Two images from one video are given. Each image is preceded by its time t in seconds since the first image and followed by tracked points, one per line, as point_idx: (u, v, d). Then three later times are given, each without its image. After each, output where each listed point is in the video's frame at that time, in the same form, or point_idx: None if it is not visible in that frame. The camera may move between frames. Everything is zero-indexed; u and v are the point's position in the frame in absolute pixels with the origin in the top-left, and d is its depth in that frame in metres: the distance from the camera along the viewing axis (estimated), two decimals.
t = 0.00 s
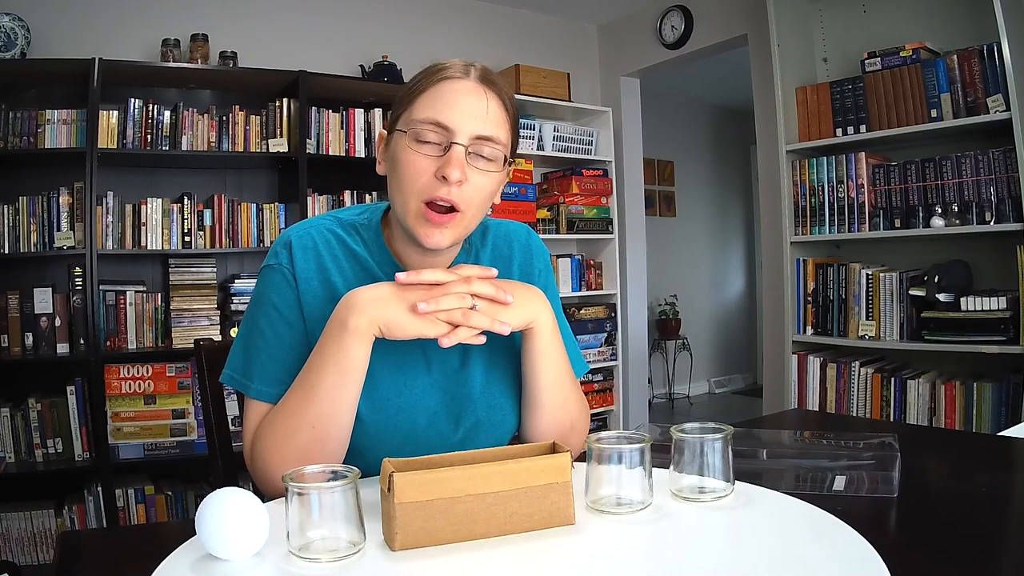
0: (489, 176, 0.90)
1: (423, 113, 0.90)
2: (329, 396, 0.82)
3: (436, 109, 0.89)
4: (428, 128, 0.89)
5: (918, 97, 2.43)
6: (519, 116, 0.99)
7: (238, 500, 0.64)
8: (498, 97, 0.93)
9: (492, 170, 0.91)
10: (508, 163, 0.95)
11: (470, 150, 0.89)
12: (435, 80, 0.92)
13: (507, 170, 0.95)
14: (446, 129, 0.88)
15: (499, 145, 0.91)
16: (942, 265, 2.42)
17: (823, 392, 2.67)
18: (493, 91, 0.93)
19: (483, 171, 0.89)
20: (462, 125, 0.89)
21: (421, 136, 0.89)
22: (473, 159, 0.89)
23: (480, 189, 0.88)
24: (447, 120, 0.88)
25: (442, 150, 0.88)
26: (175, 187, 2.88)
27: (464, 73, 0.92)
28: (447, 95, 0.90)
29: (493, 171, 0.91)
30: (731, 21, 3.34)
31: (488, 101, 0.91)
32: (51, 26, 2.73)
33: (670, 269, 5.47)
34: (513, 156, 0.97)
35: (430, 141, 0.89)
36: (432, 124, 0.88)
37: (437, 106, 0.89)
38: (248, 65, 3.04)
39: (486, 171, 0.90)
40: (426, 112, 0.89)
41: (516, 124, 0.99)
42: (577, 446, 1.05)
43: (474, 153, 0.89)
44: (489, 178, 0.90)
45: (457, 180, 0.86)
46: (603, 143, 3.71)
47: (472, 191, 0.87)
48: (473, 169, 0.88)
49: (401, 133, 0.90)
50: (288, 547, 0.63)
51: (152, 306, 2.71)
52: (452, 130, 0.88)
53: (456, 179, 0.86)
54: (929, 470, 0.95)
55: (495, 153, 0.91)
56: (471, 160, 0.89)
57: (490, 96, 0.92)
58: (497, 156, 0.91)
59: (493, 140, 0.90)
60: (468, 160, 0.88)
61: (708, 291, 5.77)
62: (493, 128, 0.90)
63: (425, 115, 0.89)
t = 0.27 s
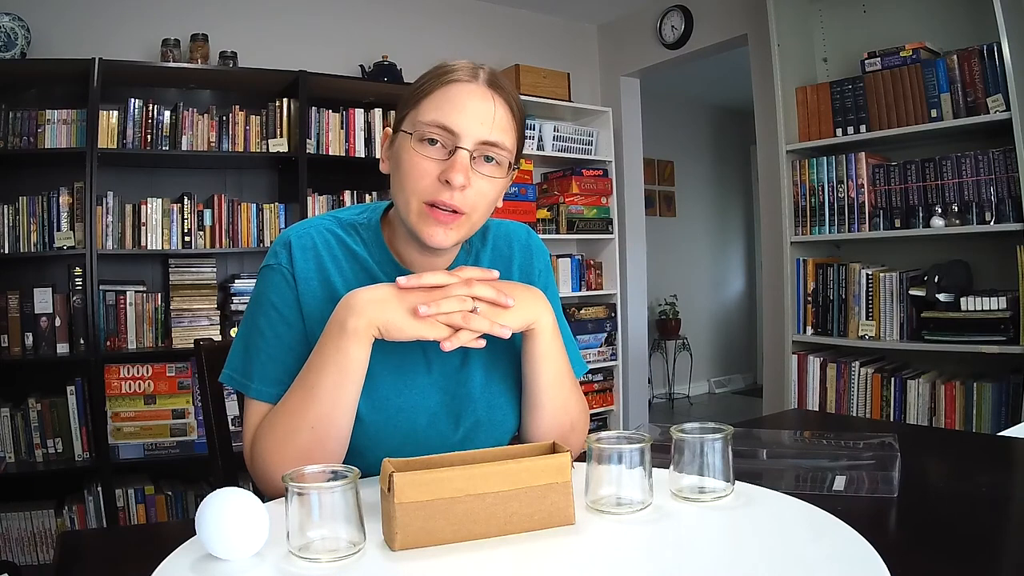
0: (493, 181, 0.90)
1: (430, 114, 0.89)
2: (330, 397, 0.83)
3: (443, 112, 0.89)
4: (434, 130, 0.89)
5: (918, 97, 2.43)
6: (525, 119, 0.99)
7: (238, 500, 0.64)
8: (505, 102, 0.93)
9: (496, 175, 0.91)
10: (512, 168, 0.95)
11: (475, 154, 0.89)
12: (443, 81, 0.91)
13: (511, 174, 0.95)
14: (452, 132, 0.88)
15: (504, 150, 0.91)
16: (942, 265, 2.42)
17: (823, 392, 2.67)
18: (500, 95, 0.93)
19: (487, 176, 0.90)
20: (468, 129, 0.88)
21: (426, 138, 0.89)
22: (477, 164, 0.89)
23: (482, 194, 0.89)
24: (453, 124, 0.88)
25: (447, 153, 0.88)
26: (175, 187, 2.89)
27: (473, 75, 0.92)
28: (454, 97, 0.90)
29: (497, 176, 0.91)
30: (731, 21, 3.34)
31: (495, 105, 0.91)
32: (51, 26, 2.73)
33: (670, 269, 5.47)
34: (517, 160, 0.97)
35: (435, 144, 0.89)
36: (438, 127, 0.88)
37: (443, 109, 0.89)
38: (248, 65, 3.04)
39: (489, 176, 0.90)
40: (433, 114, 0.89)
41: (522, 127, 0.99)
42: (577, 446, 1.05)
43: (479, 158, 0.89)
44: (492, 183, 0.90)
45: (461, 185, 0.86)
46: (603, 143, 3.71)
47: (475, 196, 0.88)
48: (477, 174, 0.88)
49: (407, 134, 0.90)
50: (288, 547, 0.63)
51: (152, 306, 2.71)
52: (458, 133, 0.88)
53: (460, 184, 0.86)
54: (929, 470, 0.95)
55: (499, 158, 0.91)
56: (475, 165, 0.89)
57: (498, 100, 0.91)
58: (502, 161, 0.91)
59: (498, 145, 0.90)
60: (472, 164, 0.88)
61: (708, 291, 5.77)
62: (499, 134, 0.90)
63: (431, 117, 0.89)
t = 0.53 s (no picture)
0: (494, 182, 0.90)
1: (431, 115, 0.89)
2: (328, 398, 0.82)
3: (444, 112, 0.89)
4: (435, 131, 0.89)
5: (918, 97, 2.43)
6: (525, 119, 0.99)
7: (238, 500, 0.64)
8: (506, 102, 0.93)
9: (496, 175, 0.91)
10: (513, 168, 0.95)
11: (476, 154, 0.89)
12: (444, 81, 0.91)
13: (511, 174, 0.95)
14: (453, 133, 0.88)
15: (505, 150, 0.91)
16: (942, 265, 2.42)
17: (823, 392, 2.67)
18: (501, 95, 0.92)
19: (488, 177, 0.90)
20: (469, 130, 0.88)
21: (427, 138, 0.89)
22: (478, 165, 0.89)
23: (483, 194, 0.89)
24: (455, 125, 0.88)
25: (448, 153, 0.89)
26: (175, 187, 2.88)
27: (474, 75, 0.92)
28: (456, 97, 0.90)
29: (498, 176, 0.91)
30: (731, 21, 3.34)
31: (496, 105, 0.91)
32: (51, 25, 2.73)
33: (670, 269, 5.47)
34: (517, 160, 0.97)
35: (436, 144, 0.89)
36: (439, 127, 0.88)
37: (444, 109, 0.89)
38: (248, 65, 3.04)
39: (490, 176, 0.90)
40: (434, 115, 0.89)
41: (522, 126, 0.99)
42: (577, 446, 1.04)
43: (480, 159, 0.89)
44: (493, 183, 0.90)
45: (462, 186, 0.86)
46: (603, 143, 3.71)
47: (476, 197, 0.88)
48: (478, 174, 0.88)
49: (408, 134, 0.90)
50: (288, 547, 0.63)
51: (152, 306, 2.71)
52: (459, 134, 0.88)
53: (461, 185, 0.86)
54: (929, 470, 0.95)
55: (500, 158, 0.91)
56: (476, 165, 0.89)
57: (498, 100, 0.91)
58: (503, 161, 0.91)
59: (499, 145, 0.90)
60: (473, 165, 0.89)
61: (708, 291, 5.77)
62: (499, 134, 0.90)
63: (433, 118, 0.89)
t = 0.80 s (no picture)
0: (495, 171, 0.90)
1: (430, 108, 0.90)
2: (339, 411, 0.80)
3: (444, 104, 0.89)
4: (436, 122, 0.89)
5: (918, 97, 2.43)
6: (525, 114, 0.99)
7: (238, 499, 0.64)
8: (504, 95, 0.93)
9: (498, 164, 0.91)
10: (514, 159, 0.95)
11: (476, 144, 0.89)
12: (443, 75, 0.92)
13: (512, 165, 0.95)
14: (453, 124, 0.88)
15: (505, 140, 0.91)
16: (942, 265, 2.42)
17: (823, 392, 2.67)
18: (500, 88, 0.93)
19: (490, 166, 0.89)
20: (468, 120, 0.89)
21: (428, 131, 0.89)
22: (480, 154, 0.89)
23: (486, 183, 0.88)
24: (454, 116, 0.88)
25: (449, 144, 0.88)
26: (175, 187, 2.89)
27: (472, 69, 0.93)
28: (454, 91, 0.90)
29: (500, 165, 0.90)
30: (731, 21, 3.34)
31: (494, 98, 0.91)
32: (51, 25, 2.73)
33: (670, 269, 5.47)
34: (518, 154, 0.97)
35: (437, 136, 0.89)
36: (438, 119, 0.89)
37: (444, 101, 0.89)
38: (248, 65, 3.04)
39: (492, 166, 0.90)
40: (434, 108, 0.89)
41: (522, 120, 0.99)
42: (578, 447, 1.04)
43: (480, 148, 0.89)
44: (495, 172, 0.90)
45: (463, 175, 0.86)
46: (603, 143, 3.71)
47: (478, 185, 0.87)
48: (480, 163, 0.88)
49: (409, 128, 0.90)
50: (288, 547, 0.63)
51: (153, 306, 2.71)
52: (459, 124, 0.88)
53: (462, 174, 0.86)
54: (929, 470, 0.95)
55: (500, 148, 0.91)
56: (478, 155, 0.89)
57: (497, 93, 0.92)
58: (503, 151, 0.91)
59: (499, 135, 0.90)
60: (474, 155, 0.88)
61: (708, 291, 5.76)
62: (498, 125, 0.90)
63: (432, 110, 0.89)
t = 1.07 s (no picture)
0: (509, 169, 0.90)
1: (445, 108, 0.91)
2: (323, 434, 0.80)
3: (458, 104, 0.90)
4: (450, 121, 0.90)
5: (918, 97, 2.43)
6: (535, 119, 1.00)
7: (238, 500, 0.64)
8: (516, 97, 0.94)
9: (511, 163, 0.91)
10: (526, 160, 0.95)
11: (490, 143, 0.89)
12: (457, 79, 0.93)
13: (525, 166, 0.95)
14: (468, 122, 0.89)
15: (518, 140, 0.92)
16: (942, 265, 2.42)
17: (823, 392, 2.67)
18: (511, 90, 0.94)
19: (503, 164, 0.90)
20: (482, 119, 0.89)
21: (442, 129, 0.89)
22: (493, 152, 0.89)
23: (499, 180, 0.88)
24: (468, 115, 0.89)
25: (463, 141, 0.89)
26: (175, 187, 2.89)
27: (484, 73, 0.94)
28: (468, 92, 0.91)
29: (512, 164, 0.91)
30: (731, 21, 3.34)
31: (507, 99, 0.92)
32: (51, 25, 2.73)
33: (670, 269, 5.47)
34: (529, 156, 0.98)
35: (451, 134, 0.89)
36: (453, 118, 0.89)
37: (458, 101, 0.90)
38: (248, 65, 3.04)
39: (505, 164, 0.90)
40: (448, 108, 0.90)
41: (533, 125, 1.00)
42: (579, 446, 1.03)
43: (494, 147, 0.89)
44: (508, 171, 0.90)
45: (478, 170, 0.86)
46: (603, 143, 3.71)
47: (492, 182, 0.87)
48: (493, 161, 0.88)
49: (423, 128, 0.91)
50: (288, 547, 0.63)
51: (153, 306, 2.71)
52: (473, 123, 0.89)
53: (477, 169, 0.86)
54: (929, 471, 0.95)
55: (513, 147, 0.91)
56: (491, 153, 0.89)
57: (509, 94, 0.93)
58: (516, 150, 0.91)
59: (512, 134, 0.91)
60: (487, 152, 0.89)
61: (708, 291, 5.76)
62: (511, 124, 0.91)
63: (446, 110, 0.90)
